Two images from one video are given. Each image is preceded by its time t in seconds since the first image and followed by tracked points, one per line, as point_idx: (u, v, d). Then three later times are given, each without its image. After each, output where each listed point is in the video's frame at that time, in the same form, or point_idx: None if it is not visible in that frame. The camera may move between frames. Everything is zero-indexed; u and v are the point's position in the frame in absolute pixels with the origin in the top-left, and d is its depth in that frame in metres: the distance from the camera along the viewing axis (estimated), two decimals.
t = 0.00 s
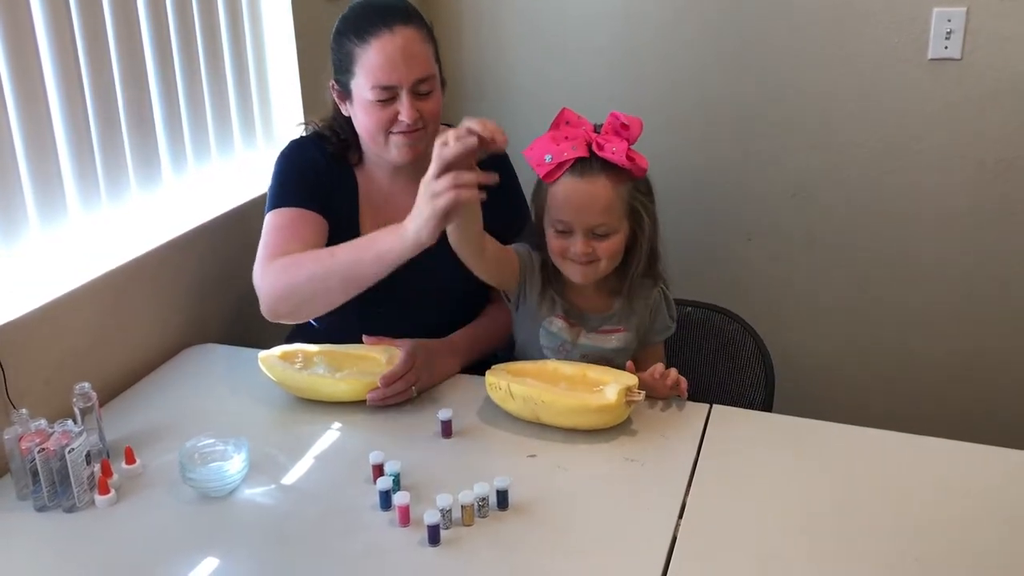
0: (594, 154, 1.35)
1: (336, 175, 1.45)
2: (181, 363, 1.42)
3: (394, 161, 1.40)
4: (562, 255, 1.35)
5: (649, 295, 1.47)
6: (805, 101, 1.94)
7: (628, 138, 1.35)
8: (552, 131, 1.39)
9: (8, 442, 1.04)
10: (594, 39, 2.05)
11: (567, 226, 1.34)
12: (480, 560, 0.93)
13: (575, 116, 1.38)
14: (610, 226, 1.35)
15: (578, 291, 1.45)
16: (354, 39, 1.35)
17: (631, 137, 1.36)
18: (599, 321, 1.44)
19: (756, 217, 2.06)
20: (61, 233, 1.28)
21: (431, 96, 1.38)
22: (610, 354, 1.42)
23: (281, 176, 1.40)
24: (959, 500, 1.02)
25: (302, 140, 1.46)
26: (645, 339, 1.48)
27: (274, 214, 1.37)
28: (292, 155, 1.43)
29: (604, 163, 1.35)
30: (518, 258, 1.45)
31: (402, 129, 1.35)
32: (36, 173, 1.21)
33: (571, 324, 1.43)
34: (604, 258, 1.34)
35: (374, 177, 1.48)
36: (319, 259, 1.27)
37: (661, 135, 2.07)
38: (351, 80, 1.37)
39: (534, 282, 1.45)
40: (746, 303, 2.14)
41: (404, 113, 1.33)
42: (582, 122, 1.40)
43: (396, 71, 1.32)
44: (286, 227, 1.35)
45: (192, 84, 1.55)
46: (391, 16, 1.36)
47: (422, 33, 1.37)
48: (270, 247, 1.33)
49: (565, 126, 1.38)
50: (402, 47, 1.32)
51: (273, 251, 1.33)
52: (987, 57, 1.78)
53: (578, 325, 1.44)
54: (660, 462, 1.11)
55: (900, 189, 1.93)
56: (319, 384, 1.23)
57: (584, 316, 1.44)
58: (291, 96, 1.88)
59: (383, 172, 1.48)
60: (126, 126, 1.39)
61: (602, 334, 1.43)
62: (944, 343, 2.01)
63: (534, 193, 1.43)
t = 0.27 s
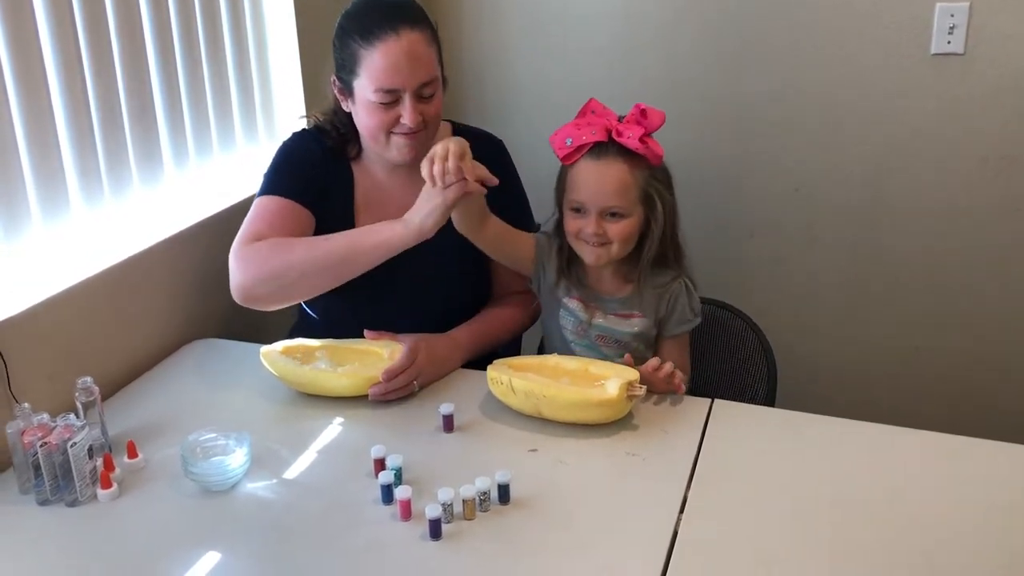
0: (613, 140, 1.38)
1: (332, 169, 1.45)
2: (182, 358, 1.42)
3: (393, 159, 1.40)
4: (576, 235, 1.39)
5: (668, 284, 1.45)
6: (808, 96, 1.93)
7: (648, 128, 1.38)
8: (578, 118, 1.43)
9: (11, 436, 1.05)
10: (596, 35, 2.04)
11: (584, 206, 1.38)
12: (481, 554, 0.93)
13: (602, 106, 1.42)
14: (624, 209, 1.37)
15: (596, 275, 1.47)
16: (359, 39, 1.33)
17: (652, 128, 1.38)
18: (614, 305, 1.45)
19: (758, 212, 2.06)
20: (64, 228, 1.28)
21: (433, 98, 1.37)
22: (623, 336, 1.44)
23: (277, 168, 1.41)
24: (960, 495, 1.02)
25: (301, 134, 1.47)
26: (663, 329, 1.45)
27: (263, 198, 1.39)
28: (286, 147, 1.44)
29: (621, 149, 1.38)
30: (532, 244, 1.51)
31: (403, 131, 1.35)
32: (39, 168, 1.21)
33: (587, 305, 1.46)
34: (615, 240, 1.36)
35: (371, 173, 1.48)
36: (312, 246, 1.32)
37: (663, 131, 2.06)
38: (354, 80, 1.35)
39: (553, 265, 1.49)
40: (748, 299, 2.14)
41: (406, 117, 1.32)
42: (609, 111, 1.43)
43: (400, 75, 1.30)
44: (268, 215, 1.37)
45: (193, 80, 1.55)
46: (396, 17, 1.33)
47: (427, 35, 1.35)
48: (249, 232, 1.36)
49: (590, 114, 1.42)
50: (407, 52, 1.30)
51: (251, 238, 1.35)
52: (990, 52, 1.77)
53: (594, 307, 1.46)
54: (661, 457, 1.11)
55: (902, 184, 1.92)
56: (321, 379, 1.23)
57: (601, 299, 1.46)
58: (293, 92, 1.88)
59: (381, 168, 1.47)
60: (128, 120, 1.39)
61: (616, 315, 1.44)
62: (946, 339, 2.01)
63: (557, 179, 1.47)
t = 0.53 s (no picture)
0: (638, 131, 1.45)
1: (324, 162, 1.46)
2: (182, 354, 1.43)
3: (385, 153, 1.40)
4: (597, 222, 1.46)
5: (691, 277, 1.49)
6: (808, 92, 1.93)
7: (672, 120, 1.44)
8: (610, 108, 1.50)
9: (13, 431, 1.05)
10: (596, 31, 2.04)
11: (605, 194, 1.45)
12: (482, 548, 0.93)
13: (633, 101, 1.48)
14: (643, 198, 1.43)
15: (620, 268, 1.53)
16: (353, 32, 1.33)
17: (677, 122, 1.44)
18: (638, 297, 1.50)
19: (758, 208, 2.06)
20: (65, 223, 1.28)
21: (426, 93, 1.36)
22: (646, 327, 1.49)
23: (271, 162, 1.44)
24: (959, 490, 1.03)
25: (297, 129, 1.48)
26: (685, 319, 1.49)
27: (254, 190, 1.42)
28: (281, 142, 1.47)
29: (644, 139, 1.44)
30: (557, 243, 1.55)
31: (394, 125, 1.35)
32: (40, 162, 1.22)
33: (611, 297, 1.52)
34: (633, 228, 1.43)
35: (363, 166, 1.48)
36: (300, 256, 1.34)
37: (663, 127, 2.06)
38: (347, 73, 1.35)
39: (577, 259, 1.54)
40: (748, 294, 2.14)
41: (397, 110, 1.32)
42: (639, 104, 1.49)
43: (392, 70, 1.30)
44: (258, 214, 1.40)
45: (193, 75, 1.55)
46: (391, 11, 1.33)
47: (421, 30, 1.34)
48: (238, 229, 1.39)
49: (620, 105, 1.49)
50: (400, 46, 1.30)
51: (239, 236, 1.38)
52: (990, 48, 1.77)
53: (619, 299, 1.52)
54: (660, 452, 1.11)
55: (902, 180, 1.92)
56: (321, 373, 1.23)
57: (625, 291, 1.52)
58: (292, 87, 1.87)
59: (373, 162, 1.47)
60: (129, 115, 1.39)
61: (640, 307, 1.50)
62: (945, 334, 2.01)
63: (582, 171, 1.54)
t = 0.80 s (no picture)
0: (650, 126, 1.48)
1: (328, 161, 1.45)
2: (182, 350, 1.43)
3: (387, 153, 1.40)
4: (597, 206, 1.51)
5: (702, 279, 1.50)
6: (807, 90, 1.93)
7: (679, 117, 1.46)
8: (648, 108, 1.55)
9: (12, 427, 1.05)
10: (596, 28, 2.04)
11: (607, 180, 1.50)
12: (480, 544, 0.93)
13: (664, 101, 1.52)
14: (636, 188, 1.46)
15: (630, 268, 1.54)
16: (358, 31, 1.32)
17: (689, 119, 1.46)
18: (646, 296, 1.51)
19: (758, 206, 2.06)
20: (65, 220, 1.29)
21: (430, 94, 1.36)
22: (654, 326, 1.50)
23: (270, 159, 1.42)
24: (956, 486, 1.03)
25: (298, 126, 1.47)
26: (693, 320, 1.50)
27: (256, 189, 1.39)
28: (284, 139, 1.45)
29: (651, 134, 1.48)
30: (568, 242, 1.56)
31: (397, 125, 1.35)
32: (39, 159, 1.22)
33: (620, 296, 1.53)
34: (622, 216, 1.46)
35: (367, 165, 1.48)
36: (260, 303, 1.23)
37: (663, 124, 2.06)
38: (352, 72, 1.35)
39: (587, 257, 1.56)
40: (747, 291, 2.14)
41: (400, 110, 1.32)
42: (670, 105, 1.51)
43: (395, 70, 1.30)
44: (258, 210, 1.36)
45: (193, 72, 1.55)
46: (397, 10, 1.32)
47: (427, 31, 1.33)
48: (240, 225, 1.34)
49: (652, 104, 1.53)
50: (405, 46, 1.30)
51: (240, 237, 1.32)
52: (989, 45, 1.77)
53: (626, 298, 1.53)
54: (660, 448, 1.11)
55: (901, 177, 1.93)
56: (320, 370, 1.23)
57: (633, 289, 1.53)
58: (292, 84, 1.87)
59: (377, 161, 1.47)
60: (128, 112, 1.39)
61: (648, 307, 1.50)
62: (943, 331, 2.01)
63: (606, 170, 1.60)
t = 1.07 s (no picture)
0: (658, 126, 1.47)
1: (350, 167, 1.41)
2: (182, 347, 1.43)
3: (397, 158, 1.40)
4: (609, 212, 1.49)
5: (707, 276, 1.50)
6: (807, 87, 1.93)
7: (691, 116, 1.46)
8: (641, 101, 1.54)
9: (14, 423, 1.06)
10: (596, 26, 2.04)
11: (618, 186, 1.47)
12: (480, 539, 0.94)
13: (661, 96, 1.52)
14: (653, 194, 1.45)
15: (636, 266, 1.54)
16: (363, 36, 1.31)
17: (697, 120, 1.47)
18: (651, 294, 1.51)
19: (757, 203, 2.06)
20: (66, 217, 1.29)
21: (438, 96, 1.35)
22: (659, 323, 1.50)
23: (291, 172, 1.36)
24: (954, 482, 1.04)
25: (309, 131, 1.42)
26: (698, 317, 1.50)
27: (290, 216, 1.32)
28: (301, 147, 1.39)
29: (662, 135, 1.47)
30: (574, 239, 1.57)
31: (405, 129, 1.34)
32: (40, 157, 1.22)
33: (625, 294, 1.53)
34: (641, 223, 1.45)
35: (383, 172, 1.46)
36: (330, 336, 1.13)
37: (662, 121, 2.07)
38: (358, 76, 1.34)
39: (592, 255, 1.56)
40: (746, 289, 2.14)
41: (408, 115, 1.31)
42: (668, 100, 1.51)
43: (402, 75, 1.29)
44: (310, 229, 1.30)
45: (193, 69, 1.55)
46: (402, 13, 1.31)
47: (433, 32, 1.32)
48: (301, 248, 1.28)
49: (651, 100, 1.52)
50: (412, 50, 1.28)
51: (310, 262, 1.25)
52: (988, 43, 1.78)
53: (631, 295, 1.53)
54: (660, 444, 1.12)
55: (900, 175, 1.93)
56: (321, 367, 1.24)
57: (638, 287, 1.53)
58: (292, 81, 1.88)
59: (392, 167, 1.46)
60: (129, 109, 1.40)
61: (652, 304, 1.51)
62: (942, 329, 2.02)
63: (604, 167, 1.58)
